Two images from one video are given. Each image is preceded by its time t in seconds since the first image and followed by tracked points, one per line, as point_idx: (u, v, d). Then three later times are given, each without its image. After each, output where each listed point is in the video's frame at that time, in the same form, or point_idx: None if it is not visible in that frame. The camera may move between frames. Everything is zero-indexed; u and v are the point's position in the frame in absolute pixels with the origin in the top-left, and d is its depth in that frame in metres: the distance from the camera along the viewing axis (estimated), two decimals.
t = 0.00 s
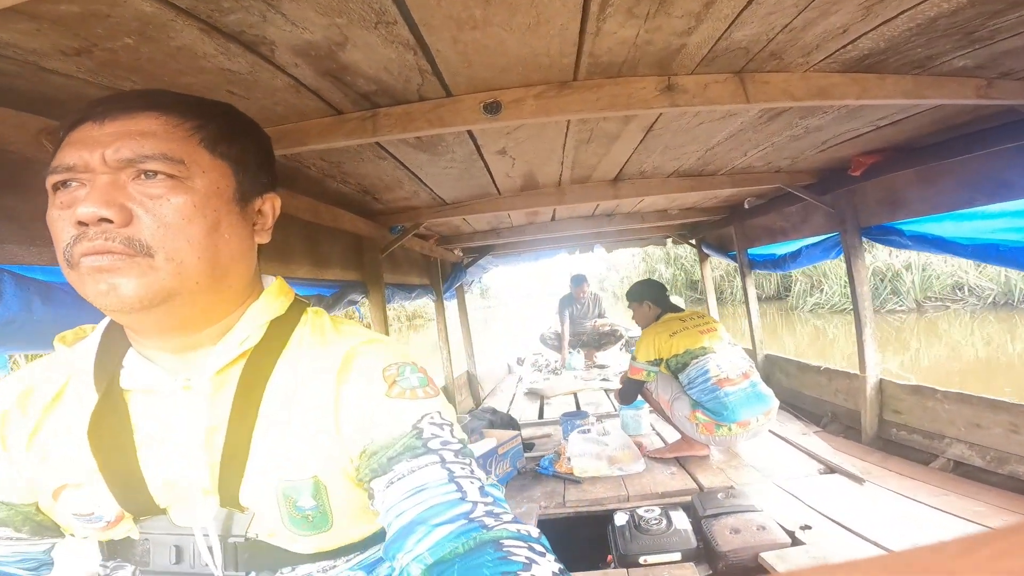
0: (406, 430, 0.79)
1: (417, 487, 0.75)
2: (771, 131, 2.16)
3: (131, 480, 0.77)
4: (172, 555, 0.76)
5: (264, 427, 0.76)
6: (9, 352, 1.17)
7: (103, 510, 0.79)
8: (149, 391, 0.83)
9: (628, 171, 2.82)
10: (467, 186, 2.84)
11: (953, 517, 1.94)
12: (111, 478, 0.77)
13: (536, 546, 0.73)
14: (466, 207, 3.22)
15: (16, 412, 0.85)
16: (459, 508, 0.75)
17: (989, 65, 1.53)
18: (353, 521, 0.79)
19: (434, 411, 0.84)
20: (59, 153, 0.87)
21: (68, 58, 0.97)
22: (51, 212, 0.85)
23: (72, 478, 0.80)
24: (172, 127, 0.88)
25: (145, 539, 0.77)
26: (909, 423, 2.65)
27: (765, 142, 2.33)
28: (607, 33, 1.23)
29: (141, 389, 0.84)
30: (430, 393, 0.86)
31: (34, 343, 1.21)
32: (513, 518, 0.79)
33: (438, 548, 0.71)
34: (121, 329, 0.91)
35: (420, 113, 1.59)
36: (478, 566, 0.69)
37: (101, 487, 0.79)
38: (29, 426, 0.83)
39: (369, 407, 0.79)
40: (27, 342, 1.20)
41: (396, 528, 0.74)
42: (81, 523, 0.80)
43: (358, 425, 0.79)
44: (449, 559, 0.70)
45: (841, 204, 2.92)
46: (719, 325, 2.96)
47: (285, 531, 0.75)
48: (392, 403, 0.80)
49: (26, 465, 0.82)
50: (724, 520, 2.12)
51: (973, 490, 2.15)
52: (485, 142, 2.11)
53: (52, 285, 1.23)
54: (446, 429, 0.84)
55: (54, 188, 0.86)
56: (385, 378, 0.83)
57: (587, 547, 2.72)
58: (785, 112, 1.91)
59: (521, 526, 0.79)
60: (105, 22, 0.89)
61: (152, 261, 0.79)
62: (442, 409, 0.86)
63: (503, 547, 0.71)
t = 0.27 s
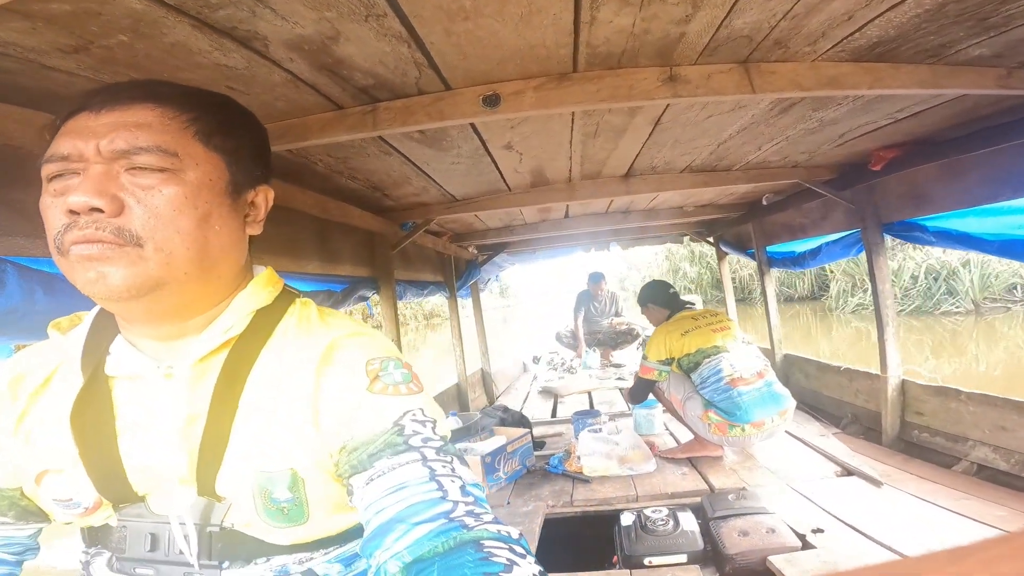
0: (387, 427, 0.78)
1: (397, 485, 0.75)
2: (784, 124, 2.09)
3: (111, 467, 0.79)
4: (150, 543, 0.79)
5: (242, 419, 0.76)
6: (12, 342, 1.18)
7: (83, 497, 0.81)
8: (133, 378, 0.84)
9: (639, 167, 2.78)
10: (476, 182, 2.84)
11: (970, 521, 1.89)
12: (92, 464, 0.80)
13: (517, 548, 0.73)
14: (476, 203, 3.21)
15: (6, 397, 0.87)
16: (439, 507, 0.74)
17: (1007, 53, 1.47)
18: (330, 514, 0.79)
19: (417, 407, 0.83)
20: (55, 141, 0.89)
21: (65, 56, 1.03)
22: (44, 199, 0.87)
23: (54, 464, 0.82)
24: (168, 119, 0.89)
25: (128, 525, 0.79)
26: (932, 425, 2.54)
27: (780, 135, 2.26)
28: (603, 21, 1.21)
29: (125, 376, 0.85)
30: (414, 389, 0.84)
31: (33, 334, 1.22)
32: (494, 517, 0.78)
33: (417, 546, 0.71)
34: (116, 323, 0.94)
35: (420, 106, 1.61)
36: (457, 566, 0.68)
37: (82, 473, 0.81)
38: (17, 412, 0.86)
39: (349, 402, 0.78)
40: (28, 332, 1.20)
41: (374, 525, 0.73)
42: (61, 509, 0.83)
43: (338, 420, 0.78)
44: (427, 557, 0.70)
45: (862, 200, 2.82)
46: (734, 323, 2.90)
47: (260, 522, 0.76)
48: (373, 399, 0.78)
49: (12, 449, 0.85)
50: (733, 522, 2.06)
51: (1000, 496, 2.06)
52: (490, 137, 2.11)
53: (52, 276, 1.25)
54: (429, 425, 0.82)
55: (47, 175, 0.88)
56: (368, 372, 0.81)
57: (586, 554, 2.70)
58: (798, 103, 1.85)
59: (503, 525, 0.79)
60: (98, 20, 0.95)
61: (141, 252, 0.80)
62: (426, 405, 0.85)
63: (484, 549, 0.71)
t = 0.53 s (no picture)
0: (366, 425, 0.78)
1: (377, 486, 0.75)
2: (800, 118, 2.02)
3: (92, 458, 0.81)
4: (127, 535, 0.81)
5: (222, 412, 0.78)
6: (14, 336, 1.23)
7: (63, 488, 0.83)
8: (115, 371, 0.87)
9: (652, 163, 2.72)
10: (486, 178, 2.83)
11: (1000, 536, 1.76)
12: (71, 454, 0.81)
13: (498, 550, 0.74)
14: (488, 200, 3.20)
15: None
16: (420, 508, 0.74)
17: None
18: (307, 511, 0.80)
19: (398, 406, 0.83)
20: (42, 134, 0.91)
21: (67, 54, 1.15)
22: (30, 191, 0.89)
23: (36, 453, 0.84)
24: (152, 113, 0.91)
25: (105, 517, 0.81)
26: (957, 429, 2.43)
27: (797, 130, 2.19)
28: (602, 10, 1.22)
29: (108, 368, 0.87)
30: (395, 387, 0.84)
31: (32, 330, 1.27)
32: (474, 519, 0.78)
33: (397, 547, 0.70)
34: (100, 312, 0.96)
35: (421, 101, 1.63)
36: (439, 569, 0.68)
37: (61, 463, 0.83)
38: (6, 401, 0.90)
39: (328, 399, 0.79)
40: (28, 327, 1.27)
41: (352, 525, 0.73)
42: (42, 498, 0.85)
43: (317, 417, 0.78)
44: (408, 559, 0.69)
45: (886, 196, 2.72)
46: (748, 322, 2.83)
47: (238, 515, 0.78)
48: (352, 397, 0.79)
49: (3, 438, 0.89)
50: (742, 526, 1.95)
51: None
52: (497, 131, 2.14)
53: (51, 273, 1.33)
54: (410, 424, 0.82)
55: (34, 167, 0.90)
56: (348, 369, 0.82)
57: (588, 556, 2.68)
58: (814, 96, 1.78)
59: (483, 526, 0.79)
60: (94, 20, 1.06)
61: (122, 245, 0.82)
62: (408, 404, 0.85)
63: (465, 551, 0.71)
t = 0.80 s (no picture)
0: (336, 424, 0.76)
1: (349, 485, 0.74)
2: (798, 115, 1.99)
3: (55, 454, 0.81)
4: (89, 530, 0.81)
5: (186, 409, 0.77)
6: None
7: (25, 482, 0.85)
8: (80, 365, 0.87)
9: (650, 161, 2.69)
10: (482, 175, 2.81)
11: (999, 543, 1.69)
12: (35, 449, 0.81)
13: (476, 549, 0.75)
14: (484, 197, 3.18)
15: None
16: (395, 509, 0.73)
17: None
18: (274, 508, 0.79)
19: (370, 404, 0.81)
20: (10, 125, 0.89)
21: (48, 48, 1.16)
22: None
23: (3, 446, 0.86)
24: (129, 105, 0.89)
25: (68, 512, 0.81)
26: (957, 432, 2.39)
27: (795, 128, 2.15)
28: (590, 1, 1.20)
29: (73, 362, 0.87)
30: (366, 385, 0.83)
31: None
32: (449, 518, 0.78)
33: (371, 547, 0.70)
34: (70, 304, 0.96)
35: (409, 96, 1.61)
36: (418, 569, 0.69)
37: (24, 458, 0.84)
38: None
39: (296, 398, 0.77)
40: None
41: (325, 525, 0.72)
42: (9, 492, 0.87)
43: (285, 415, 0.77)
44: (386, 559, 0.70)
45: (886, 195, 2.68)
46: (746, 323, 2.80)
47: (200, 512, 0.77)
48: (321, 395, 0.77)
49: None
50: (735, 528, 1.92)
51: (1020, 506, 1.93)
52: (490, 128, 2.14)
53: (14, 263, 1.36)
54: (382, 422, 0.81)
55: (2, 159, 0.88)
56: (317, 367, 0.80)
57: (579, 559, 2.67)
58: (811, 92, 1.75)
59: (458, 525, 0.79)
60: (72, 14, 1.07)
61: (95, 238, 0.80)
62: (380, 401, 0.83)
63: (443, 551, 0.72)
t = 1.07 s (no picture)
0: (293, 419, 0.73)
1: (309, 482, 0.71)
2: (787, 111, 1.97)
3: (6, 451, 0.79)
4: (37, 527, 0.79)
5: (133, 405, 0.73)
6: None
7: None
8: (32, 359, 0.86)
9: (640, 159, 2.66)
10: (471, 172, 2.78)
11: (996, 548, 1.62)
12: None
13: (444, 546, 0.75)
14: (474, 194, 3.15)
15: None
16: (359, 504, 0.71)
17: (1019, 32, 1.34)
18: (229, 506, 0.75)
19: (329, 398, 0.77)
20: None
21: (16, 43, 1.15)
22: None
23: None
24: (108, 97, 0.88)
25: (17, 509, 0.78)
26: (948, 433, 2.36)
27: (785, 124, 2.12)
28: None
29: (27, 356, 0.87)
30: (326, 379, 0.79)
31: None
32: (414, 514, 0.77)
33: (334, 544, 0.68)
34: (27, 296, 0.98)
35: (390, 90, 1.58)
36: (385, 566, 0.68)
37: None
38: None
39: (250, 393, 0.73)
40: None
41: (283, 524, 0.69)
42: None
43: (238, 411, 0.73)
44: (351, 556, 0.68)
45: (878, 194, 2.66)
46: (737, 322, 2.78)
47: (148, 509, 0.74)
48: (277, 390, 0.74)
49: None
50: (722, 530, 1.85)
51: (1010, 507, 1.90)
52: (476, 124, 2.13)
53: None
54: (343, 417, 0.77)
55: None
56: (273, 362, 0.76)
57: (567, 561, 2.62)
58: (799, 88, 1.73)
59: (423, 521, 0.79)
60: (37, 8, 1.06)
61: (68, 228, 0.78)
62: (341, 397, 0.80)
63: (410, 548, 0.71)
